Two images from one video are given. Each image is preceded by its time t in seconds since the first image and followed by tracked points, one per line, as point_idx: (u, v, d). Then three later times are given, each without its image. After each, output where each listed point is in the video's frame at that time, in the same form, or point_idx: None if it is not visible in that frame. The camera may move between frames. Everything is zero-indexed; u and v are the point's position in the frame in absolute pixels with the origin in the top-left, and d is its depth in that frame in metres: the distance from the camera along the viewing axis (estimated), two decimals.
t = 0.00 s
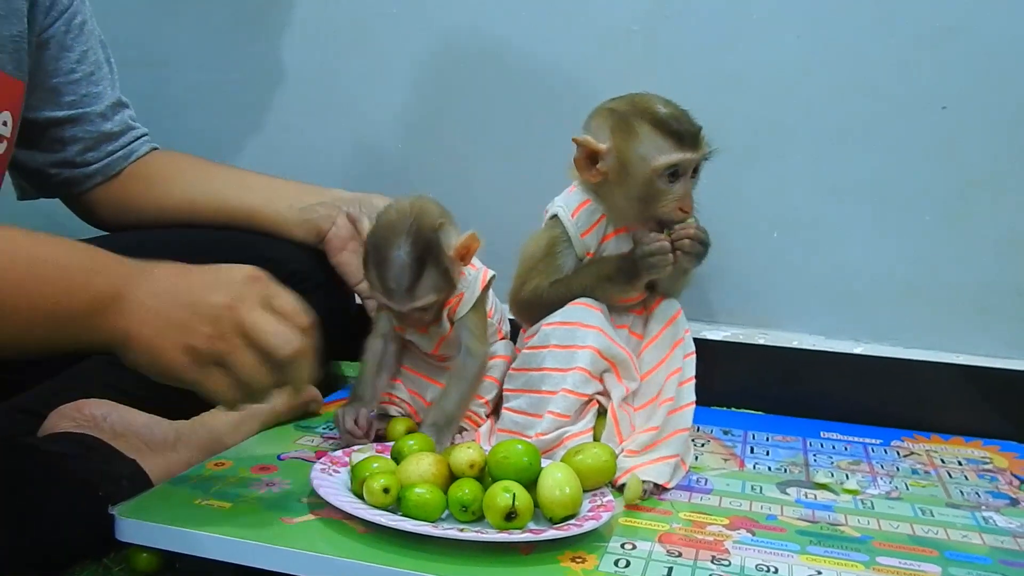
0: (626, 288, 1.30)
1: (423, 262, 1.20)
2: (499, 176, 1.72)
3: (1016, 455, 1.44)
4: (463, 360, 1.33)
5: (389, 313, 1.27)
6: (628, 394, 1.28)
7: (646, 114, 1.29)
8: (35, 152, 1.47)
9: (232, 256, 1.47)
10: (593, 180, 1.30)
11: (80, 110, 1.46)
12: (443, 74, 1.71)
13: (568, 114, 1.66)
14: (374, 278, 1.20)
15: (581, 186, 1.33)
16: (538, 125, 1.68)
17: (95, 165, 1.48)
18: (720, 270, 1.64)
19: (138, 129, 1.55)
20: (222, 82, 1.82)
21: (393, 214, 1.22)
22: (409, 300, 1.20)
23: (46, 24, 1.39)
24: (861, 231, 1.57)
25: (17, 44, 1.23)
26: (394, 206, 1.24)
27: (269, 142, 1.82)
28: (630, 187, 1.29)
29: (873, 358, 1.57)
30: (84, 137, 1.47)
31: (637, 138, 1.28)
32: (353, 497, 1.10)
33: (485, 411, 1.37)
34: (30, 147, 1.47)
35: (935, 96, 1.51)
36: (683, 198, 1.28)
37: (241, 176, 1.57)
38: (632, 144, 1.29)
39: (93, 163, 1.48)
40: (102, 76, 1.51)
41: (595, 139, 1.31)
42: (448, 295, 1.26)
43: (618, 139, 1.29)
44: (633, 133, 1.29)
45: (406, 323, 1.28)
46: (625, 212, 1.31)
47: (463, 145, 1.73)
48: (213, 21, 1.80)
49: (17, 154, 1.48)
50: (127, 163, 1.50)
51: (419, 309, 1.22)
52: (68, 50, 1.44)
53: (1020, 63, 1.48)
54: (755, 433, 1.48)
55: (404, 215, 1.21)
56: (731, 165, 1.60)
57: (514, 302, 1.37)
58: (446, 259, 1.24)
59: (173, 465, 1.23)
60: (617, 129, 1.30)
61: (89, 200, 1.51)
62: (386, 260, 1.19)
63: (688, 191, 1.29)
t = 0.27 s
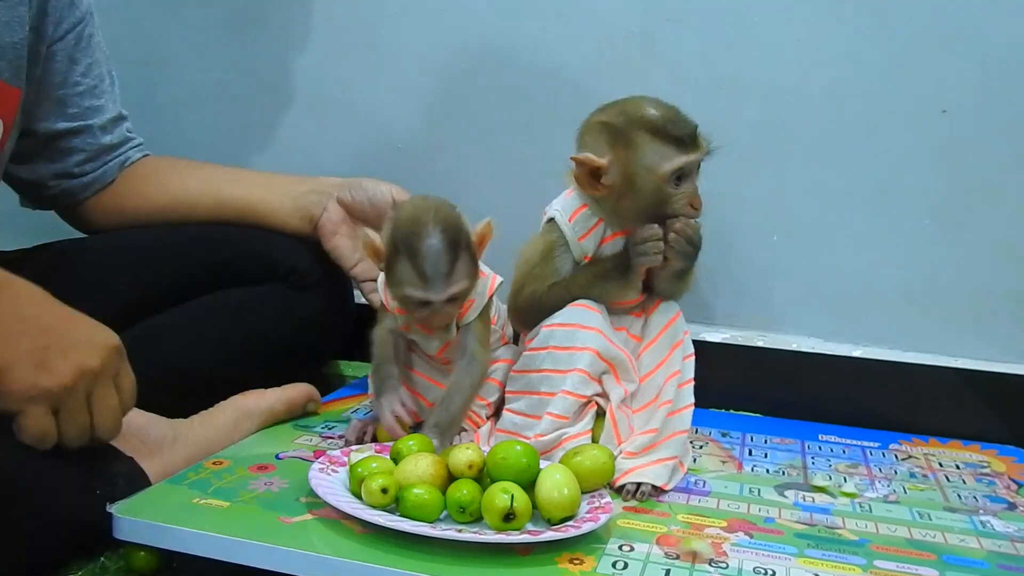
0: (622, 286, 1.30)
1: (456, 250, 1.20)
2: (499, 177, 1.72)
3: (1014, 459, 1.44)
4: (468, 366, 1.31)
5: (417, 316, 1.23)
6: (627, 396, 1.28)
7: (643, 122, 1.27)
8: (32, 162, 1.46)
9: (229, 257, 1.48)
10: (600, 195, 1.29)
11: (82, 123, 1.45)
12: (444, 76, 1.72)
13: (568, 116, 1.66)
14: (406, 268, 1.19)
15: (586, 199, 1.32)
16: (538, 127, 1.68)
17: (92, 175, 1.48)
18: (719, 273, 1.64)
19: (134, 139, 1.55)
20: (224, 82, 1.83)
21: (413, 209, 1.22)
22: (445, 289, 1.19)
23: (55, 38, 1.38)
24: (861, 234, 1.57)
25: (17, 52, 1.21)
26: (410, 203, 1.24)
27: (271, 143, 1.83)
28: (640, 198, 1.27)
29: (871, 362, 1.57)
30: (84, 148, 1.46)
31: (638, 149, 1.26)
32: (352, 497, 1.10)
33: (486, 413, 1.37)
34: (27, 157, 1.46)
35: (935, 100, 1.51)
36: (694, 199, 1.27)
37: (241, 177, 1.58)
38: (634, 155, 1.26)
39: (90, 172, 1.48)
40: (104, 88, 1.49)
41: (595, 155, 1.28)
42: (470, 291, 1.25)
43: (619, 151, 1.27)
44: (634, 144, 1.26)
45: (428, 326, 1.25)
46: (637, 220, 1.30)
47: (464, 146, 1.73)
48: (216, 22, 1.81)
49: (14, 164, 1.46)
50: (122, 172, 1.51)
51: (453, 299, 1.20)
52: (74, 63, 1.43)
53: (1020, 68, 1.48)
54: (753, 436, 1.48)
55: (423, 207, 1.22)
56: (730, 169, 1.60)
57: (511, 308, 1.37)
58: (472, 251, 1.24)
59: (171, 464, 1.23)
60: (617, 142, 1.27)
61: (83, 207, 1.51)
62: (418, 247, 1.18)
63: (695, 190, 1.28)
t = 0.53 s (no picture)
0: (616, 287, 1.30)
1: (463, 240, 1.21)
2: (498, 176, 1.72)
3: (1011, 461, 1.44)
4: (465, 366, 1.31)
5: (425, 312, 1.22)
6: (623, 397, 1.29)
7: (630, 123, 1.27)
8: (25, 154, 1.46)
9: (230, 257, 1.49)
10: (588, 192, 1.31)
11: (72, 112, 1.45)
12: (443, 76, 1.72)
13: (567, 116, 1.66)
14: (416, 257, 1.20)
15: (579, 196, 1.33)
16: (537, 127, 1.68)
17: (84, 167, 1.47)
18: (716, 274, 1.64)
19: (127, 130, 1.54)
20: (223, 81, 1.83)
21: (415, 205, 1.23)
22: (456, 276, 1.19)
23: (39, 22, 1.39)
24: (858, 236, 1.57)
25: (10, 42, 1.25)
26: (410, 202, 1.25)
27: (269, 142, 1.83)
28: (625, 198, 1.28)
29: (868, 363, 1.58)
30: (75, 139, 1.46)
31: (624, 149, 1.27)
32: (349, 496, 1.10)
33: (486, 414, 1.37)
34: (20, 149, 1.46)
35: (933, 102, 1.52)
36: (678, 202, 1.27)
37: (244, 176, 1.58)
38: (620, 156, 1.27)
39: (83, 165, 1.47)
40: (95, 78, 1.49)
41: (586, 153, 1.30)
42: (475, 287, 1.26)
43: (607, 151, 1.28)
44: (620, 145, 1.27)
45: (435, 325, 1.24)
46: (623, 219, 1.31)
47: (462, 146, 1.73)
48: (215, 21, 1.82)
49: (7, 153, 1.47)
50: (115, 164, 1.50)
51: (463, 288, 1.20)
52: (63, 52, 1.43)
53: (1018, 71, 1.48)
54: (750, 437, 1.48)
55: (425, 203, 1.23)
56: (728, 170, 1.60)
57: (508, 307, 1.38)
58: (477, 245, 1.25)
59: (169, 463, 1.23)
60: (605, 141, 1.28)
61: (78, 200, 1.50)
62: (427, 236, 1.19)
63: (683, 192, 1.28)
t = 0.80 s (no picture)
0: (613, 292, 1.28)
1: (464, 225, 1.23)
2: (497, 176, 1.72)
3: (1009, 463, 1.44)
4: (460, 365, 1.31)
5: (429, 299, 1.23)
6: (622, 397, 1.29)
7: (633, 136, 1.25)
8: (27, 154, 1.46)
9: (230, 258, 1.49)
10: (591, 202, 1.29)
11: (75, 112, 1.45)
12: (442, 76, 1.72)
13: (566, 117, 1.66)
14: (417, 242, 1.21)
15: (581, 202, 1.32)
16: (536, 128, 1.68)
17: (86, 166, 1.47)
18: (715, 274, 1.64)
19: (130, 127, 1.53)
20: (222, 80, 1.84)
21: (414, 195, 1.25)
22: (459, 259, 1.21)
23: (42, 22, 1.37)
24: (857, 237, 1.57)
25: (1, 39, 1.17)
26: (408, 193, 1.27)
27: (269, 142, 1.83)
28: (627, 210, 1.27)
29: (867, 364, 1.58)
30: (78, 138, 1.46)
31: (627, 162, 1.25)
32: (347, 496, 1.10)
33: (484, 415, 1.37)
34: (22, 148, 1.46)
35: (933, 103, 1.52)
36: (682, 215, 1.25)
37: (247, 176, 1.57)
38: (623, 169, 1.25)
39: (85, 164, 1.47)
40: (97, 76, 1.48)
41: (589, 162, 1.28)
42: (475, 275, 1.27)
43: (610, 162, 1.27)
44: (623, 158, 1.25)
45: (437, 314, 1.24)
46: (626, 228, 1.30)
47: (461, 147, 1.73)
48: (214, 21, 1.82)
49: (9, 152, 1.46)
50: (118, 163, 1.50)
51: (466, 271, 1.22)
52: (65, 51, 1.42)
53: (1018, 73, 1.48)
54: (748, 438, 1.48)
55: (422, 193, 1.26)
56: (728, 171, 1.60)
57: (506, 305, 1.37)
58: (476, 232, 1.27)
59: (167, 463, 1.23)
60: (607, 153, 1.27)
61: (80, 198, 1.51)
62: (428, 220, 1.21)
63: (686, 204, 1.26)
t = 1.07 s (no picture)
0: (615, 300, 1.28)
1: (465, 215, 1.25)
2: (497, 177, 1.72)
3: (1008, 465, 1.44)
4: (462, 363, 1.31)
5: (433, 289, 1.24)
6: (622, 400, 1.28)
7: (641, 125, 1.26)
8: (25, 153, 1.45)
9: (230, 258, 1.49)
10: (586, 186, 1.29)
11: (74, 112, 1.45)
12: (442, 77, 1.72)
13: (566, 118, 1.66)
14: (422, 231, 1.23)
15: (575, 188, 1.32)
16: (536, 129, 1.68)
17: (86, 166, 1.47)
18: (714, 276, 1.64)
19: (130, 126, 1.53)
20: (221, 80, 1.84)
21: (414, 188, 1.27)
22: (463, 247, 1.23)
23: (42, 21, 1.37)
24: (856, 238, 1.57)
25: None
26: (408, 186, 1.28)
27: (268, 142, 1.84)
28: (624, 199, 1.27)
29: (866, 366, 1.58)
30: (78, 138, 1.46)
31: (632, 151, 1.26)
32: (346, 497, 1.10)
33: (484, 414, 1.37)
34: (20, 148, 1.45)
35: (932, 105, 1.52)
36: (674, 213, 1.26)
37: (246, 176, 1.57)
38: (627, 157, 1.26)
39: (84, 164, 1.47)
40: (96, 76, 1.48)
41: (593, 146, 1.28)
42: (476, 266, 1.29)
43: (615, 149, 1.27)
44: (629, 146, 1.26)
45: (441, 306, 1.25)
46: (618, 220, 1.30)
47: (461, 147, 1.73)
48: (214, 21, 1.82)
49: (7, 152, 1.46)
50: (117, 162, 1.50)
51: (469, 260, 1.24)
52: (65, 51, 1.42)
53: (1017, 75, 1.48)
54: (747, 439, 1.48)
55: (424, 186, 1.27)
56: (727, 172, 1.61)
57: (508, 303, 1.36)
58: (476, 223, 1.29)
59: (166, 463, 1.23)
60: (613, 140, 1.27)
61: (79, 198, 1.50)
62: (433, 210, 1.23)
63: (679, 204, 1.28)
